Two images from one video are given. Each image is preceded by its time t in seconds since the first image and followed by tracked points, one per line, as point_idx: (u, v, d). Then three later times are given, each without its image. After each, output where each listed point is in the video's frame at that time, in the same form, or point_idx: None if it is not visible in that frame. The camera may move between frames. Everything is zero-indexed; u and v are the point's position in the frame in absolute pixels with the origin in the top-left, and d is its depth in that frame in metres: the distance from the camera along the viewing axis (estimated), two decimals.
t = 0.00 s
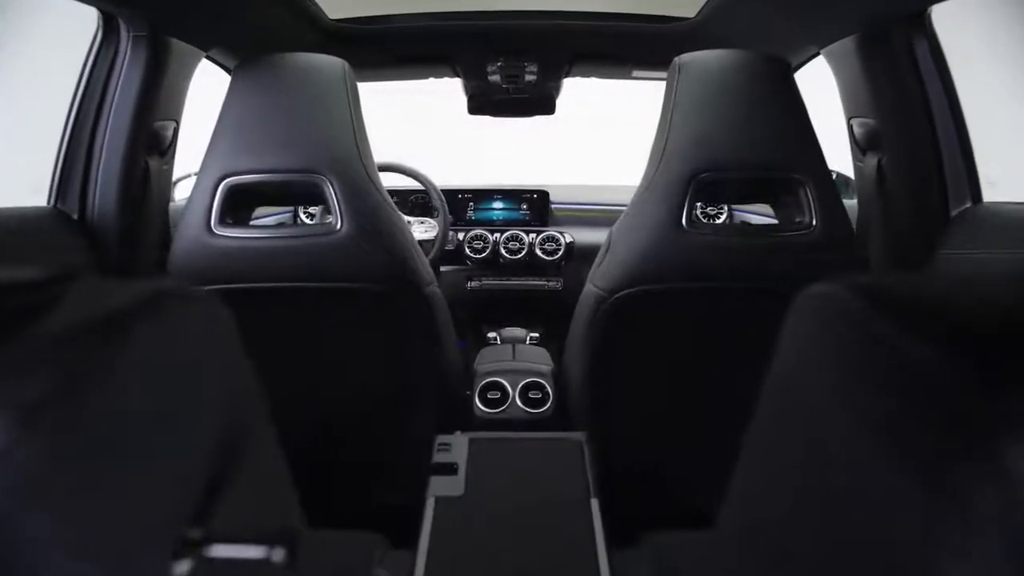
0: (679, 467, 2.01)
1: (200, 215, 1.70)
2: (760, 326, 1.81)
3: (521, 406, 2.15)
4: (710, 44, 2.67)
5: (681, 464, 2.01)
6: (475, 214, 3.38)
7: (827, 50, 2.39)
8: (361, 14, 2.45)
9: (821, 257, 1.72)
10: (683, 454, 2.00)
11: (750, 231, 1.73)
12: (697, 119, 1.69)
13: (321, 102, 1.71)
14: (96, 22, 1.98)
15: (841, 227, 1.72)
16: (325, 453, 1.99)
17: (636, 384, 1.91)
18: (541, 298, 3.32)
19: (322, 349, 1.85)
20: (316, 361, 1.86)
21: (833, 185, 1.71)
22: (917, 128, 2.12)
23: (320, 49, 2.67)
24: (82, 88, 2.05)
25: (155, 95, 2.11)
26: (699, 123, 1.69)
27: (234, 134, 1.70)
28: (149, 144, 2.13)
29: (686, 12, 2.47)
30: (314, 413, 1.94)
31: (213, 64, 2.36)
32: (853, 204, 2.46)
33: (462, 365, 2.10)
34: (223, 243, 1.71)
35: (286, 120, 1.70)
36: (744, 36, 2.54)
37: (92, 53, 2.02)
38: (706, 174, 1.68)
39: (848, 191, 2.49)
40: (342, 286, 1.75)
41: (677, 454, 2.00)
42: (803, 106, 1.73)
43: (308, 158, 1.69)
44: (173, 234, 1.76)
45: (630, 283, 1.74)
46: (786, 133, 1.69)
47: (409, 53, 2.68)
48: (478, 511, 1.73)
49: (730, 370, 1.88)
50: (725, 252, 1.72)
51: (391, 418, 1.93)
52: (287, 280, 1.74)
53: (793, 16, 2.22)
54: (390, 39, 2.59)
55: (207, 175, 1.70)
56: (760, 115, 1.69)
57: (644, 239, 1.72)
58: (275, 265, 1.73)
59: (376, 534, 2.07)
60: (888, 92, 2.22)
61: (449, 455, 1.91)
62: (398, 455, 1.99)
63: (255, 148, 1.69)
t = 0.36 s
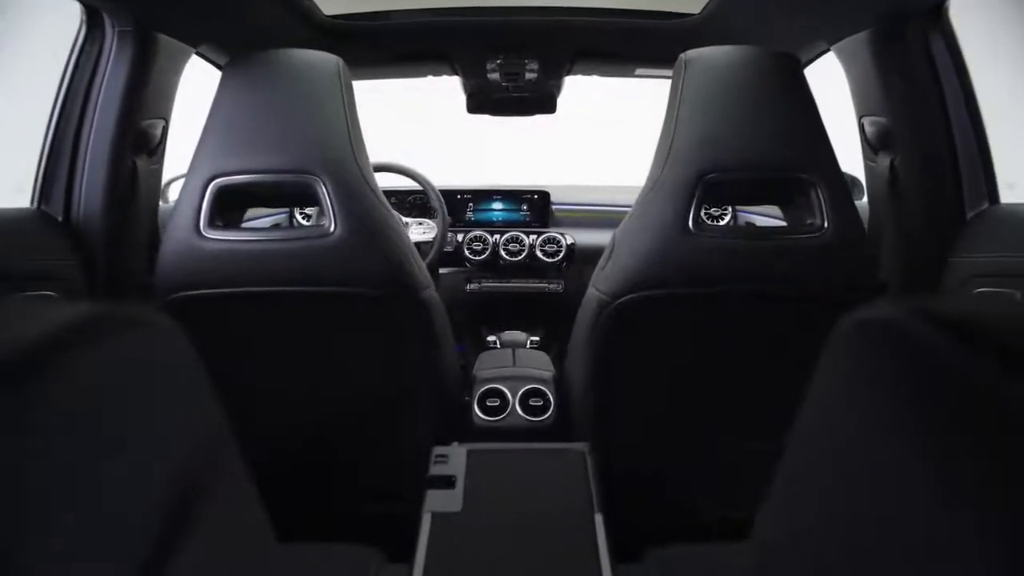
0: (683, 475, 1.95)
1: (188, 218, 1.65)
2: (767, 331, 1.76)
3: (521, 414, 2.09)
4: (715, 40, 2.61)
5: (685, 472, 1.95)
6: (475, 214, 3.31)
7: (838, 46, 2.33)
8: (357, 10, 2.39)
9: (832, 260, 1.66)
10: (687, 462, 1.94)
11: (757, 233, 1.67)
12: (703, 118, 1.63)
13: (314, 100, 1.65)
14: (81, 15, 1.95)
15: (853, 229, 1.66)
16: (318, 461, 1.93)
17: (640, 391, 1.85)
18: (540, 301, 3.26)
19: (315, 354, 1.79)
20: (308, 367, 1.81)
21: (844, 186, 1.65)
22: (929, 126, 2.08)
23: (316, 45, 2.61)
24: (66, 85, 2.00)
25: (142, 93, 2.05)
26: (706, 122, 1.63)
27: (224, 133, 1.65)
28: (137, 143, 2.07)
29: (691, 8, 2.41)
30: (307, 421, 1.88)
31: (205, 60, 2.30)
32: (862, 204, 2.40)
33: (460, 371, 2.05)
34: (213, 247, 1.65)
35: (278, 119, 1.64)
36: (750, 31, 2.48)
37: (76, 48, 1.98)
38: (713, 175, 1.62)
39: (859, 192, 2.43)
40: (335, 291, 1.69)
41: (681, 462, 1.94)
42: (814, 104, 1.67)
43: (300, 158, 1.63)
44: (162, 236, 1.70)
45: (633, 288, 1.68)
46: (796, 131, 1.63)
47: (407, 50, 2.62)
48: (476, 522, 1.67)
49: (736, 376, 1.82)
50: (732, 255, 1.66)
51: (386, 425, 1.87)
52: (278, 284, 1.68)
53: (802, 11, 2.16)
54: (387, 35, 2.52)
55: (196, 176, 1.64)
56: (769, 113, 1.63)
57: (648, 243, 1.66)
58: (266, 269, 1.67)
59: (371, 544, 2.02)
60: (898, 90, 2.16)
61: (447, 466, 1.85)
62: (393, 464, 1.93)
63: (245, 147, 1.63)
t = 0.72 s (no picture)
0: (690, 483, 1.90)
1: (175, 220, 1.59)
2: (775, 335, 1.71)
3: (521, 422, 2.04)
4: (720, 36, 2.54)
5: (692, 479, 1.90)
6: (474, 216, 3.25)
7: (849, 42, 2.27)
8: (352, 6, 2.33)
9: (845, 263, 1.60)
10: (694, 469, 1.89)
11: (767, 235, 1.61)
12: (711, 117, 1.57)
13: (306, 98, 1.59)
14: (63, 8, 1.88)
15: (866, 232, 1.60)
16: (313, 470, 1.87)
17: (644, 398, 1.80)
18: (540, 303, 3.22)
19: (309, 361, 1.73)
20: (301, 373, 1.75)
21: (857, 187, 1.59)
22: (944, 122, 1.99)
23: (310, 42, 2.55)
24: (47, 81, 1.92)
25: (128, 91, 1.99)
26: (714, 120, 1.57)
27: (212, 132, 1.58)
28: (122, 143, 2.01)
29: (696, 4, 2.35)
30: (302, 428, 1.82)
31: (194, 55, 2.24)
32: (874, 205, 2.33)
33: (458, 377, 1.99)
34: (201, 250, 1.59)
35: (269, 118, 1.58)
36: (756, 27, 2.41)
37: (58, 42, 1.91)
38: (720, 176, 1.56)
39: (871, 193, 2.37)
40: (328, 295, 1.63)
41: (688, 470, 1.89)
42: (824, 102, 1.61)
43: (292, 159, 1.57)
44: (149, 239, 1.64)
45: (638, 292, 1.63)
46: (807, 130, 1.57)
47: (404, 46, 2.56)
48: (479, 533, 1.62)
49: (742, 380, 1.78)
50: (740, 259, 1.60)
51: (384, 433, 1.81)
52: (269, 289, 1.62)
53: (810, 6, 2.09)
54: (383, 32, 2.46)
55: (184, 177, 1.58)
56: (778, 111, 1.57)
57: (653, 246, 1.60)
58: (257, 273, 1.61)
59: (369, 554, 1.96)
60: (909, 88, 2.10)
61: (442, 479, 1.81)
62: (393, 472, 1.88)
63: (234, 147, 1.57)
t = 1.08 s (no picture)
0: (693, 490, 1.87)
1: (162, 223, 1.53)
2: (784, 342, 1.65)
3: (521, 431, 1.96)
4: (725, 31, 2.48)
5: (695, 487, 1.87)
6: (473, 217, 3.18)
7: (861, 38, 2.20)
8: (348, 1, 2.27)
9: (859, 268, 1.54)
10: (699, 475, 1.86)
11: (778, 237, 1.55)
12: (718, 116, 1.52)
13: (299, 97, 1.54)
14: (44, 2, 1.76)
15: (880, 235, 1.54)
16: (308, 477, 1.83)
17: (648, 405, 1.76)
18: (539, 304, 3.24)
19: (305, 366, 1.70)
20: (298, 377, 1.72)
21: (871, 188, 1.53)
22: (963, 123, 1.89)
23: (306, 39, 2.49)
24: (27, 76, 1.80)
25: (112, 89, 1.90)
26: (723, 119, 1.51)
27: (200, 131, 1.53)
28: (110, 144, 1.94)
29: None
30: (300, 431, 1.80)
31: (182, 51, 2.17)
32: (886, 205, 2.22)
33: (458, 382, 1.93)
34: (190, 253, 1.53)
35: (261, 116, 1.52)
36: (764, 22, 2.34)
37: (39, 38, 1.79)
38: (729, 177, 1.51)
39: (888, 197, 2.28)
40: (322, 301, 1.57)
41: (692, 476, 1.86)
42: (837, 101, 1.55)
43: (285, 159, 1.51)
44: (136, 243, 1.58)
45: (643, 297, 1.57)
46: (819, 129, 1.51)
47: (402, 43, 2.51)
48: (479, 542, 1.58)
49: (750, 388, 1.73)
50: (748, 263, 1.54)
51: (383, 435, 1.79)
52: (261, 295, 1.57)
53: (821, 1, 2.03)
54: (380, 28, 2.40)
55: (172, 177, 1.52)
56: (790, 109, 1.52)
57: (659, 248, 1.55)
58: (248, 278, 1.55)
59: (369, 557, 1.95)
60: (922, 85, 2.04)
61: (441, 495, 1.70)
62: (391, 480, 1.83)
63: (223, 147, 1.51)
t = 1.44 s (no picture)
0: (699, 499, 1.82)
1: (148, 225, 1.47)
2: (793, 349, 1.60)
3: (521, 440, 1.90)
4: (731, 27, 2.42)
5: (701, 496, 1.82)
6: (472, 219, 3.12)
7: (873, 34, 2.13)
8: None
9: (872, 273, 1.49)
10: (705, 484, 1.80)
11: (789, 240, 1.50)
12: (726, 114, 1.46)
13: (291, 94, 1.48)
14: None
15: (894, 238, 1.49)
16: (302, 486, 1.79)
17: (653, 412, 1.70)
18: (539, 306, 3.20)
19: (298, 373, 1.64)
20: (291, 384, 1.67)
21: (885, 190, 1.48)
22: (978, 123, 1.83)
23: (302, 35, 2.43)
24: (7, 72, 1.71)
25: (96, 86, 1.83)
26: (731, 118, 1.46)
27: (188, 129, 1.47)
28: (95, 143, 1.87)
29: None
30: (294, 439, 1.75)
31: (171, 46, 2.10)
32: (899, 207, 2.13)
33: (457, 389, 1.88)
34: (178, 257, 1.47)
35: (251, 114, 1.47)
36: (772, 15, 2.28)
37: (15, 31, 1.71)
38: (737, 178, 1.45)
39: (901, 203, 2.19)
40: (315, 307, 1.52)
41: (698, 485, 1.81)
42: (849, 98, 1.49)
43: (276, 159, 1.46)
44: (122, 245, 1.52)
45: (647, 302, 1.52)
46: (830, 128, 1.46)
47: (401, 40, 2.45)
48: (478, 555, 1.53)
49: (758, 396, 1.68)
50: (757, 267, 1.49)
51: (379, 444, 1.74)
52: (252, 300, 1.51)
53: None
54: (378, 24, 2.34)
55: (158, 177, 1.46)
56: (800, 107, 1.46)
57: (665, 252, 1.49)
58: (238, 282, 1.49)
59: (365, 565, 1.91)
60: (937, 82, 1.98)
61: (438, 509, 1.65)
62: (390, 490, 1.79)
63: (212, 147, 1.46)
